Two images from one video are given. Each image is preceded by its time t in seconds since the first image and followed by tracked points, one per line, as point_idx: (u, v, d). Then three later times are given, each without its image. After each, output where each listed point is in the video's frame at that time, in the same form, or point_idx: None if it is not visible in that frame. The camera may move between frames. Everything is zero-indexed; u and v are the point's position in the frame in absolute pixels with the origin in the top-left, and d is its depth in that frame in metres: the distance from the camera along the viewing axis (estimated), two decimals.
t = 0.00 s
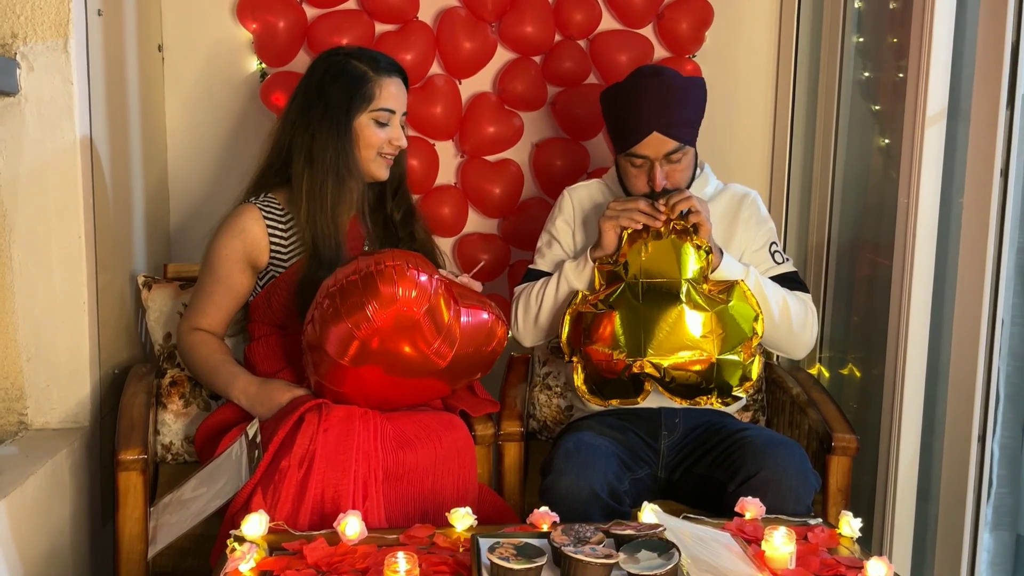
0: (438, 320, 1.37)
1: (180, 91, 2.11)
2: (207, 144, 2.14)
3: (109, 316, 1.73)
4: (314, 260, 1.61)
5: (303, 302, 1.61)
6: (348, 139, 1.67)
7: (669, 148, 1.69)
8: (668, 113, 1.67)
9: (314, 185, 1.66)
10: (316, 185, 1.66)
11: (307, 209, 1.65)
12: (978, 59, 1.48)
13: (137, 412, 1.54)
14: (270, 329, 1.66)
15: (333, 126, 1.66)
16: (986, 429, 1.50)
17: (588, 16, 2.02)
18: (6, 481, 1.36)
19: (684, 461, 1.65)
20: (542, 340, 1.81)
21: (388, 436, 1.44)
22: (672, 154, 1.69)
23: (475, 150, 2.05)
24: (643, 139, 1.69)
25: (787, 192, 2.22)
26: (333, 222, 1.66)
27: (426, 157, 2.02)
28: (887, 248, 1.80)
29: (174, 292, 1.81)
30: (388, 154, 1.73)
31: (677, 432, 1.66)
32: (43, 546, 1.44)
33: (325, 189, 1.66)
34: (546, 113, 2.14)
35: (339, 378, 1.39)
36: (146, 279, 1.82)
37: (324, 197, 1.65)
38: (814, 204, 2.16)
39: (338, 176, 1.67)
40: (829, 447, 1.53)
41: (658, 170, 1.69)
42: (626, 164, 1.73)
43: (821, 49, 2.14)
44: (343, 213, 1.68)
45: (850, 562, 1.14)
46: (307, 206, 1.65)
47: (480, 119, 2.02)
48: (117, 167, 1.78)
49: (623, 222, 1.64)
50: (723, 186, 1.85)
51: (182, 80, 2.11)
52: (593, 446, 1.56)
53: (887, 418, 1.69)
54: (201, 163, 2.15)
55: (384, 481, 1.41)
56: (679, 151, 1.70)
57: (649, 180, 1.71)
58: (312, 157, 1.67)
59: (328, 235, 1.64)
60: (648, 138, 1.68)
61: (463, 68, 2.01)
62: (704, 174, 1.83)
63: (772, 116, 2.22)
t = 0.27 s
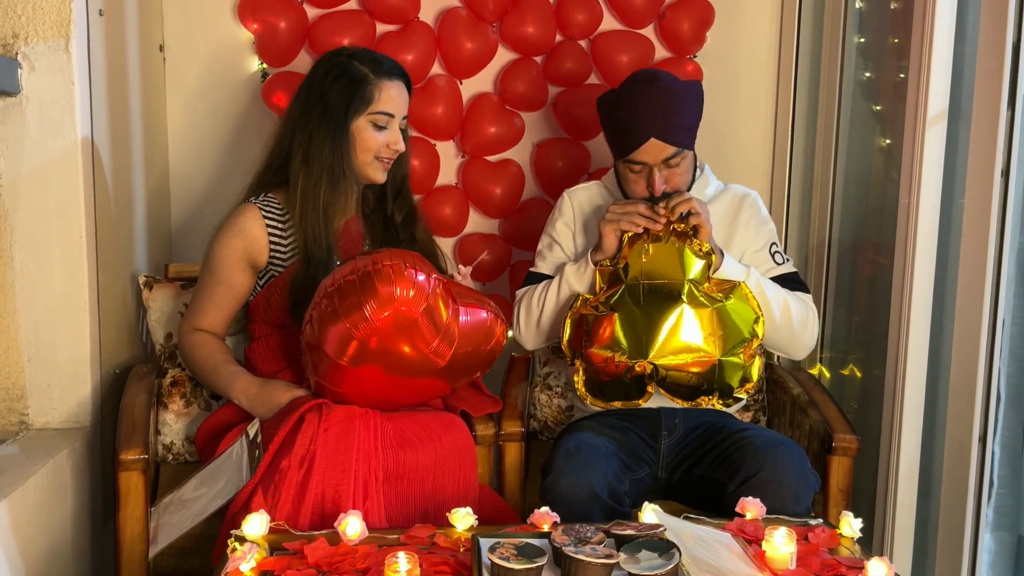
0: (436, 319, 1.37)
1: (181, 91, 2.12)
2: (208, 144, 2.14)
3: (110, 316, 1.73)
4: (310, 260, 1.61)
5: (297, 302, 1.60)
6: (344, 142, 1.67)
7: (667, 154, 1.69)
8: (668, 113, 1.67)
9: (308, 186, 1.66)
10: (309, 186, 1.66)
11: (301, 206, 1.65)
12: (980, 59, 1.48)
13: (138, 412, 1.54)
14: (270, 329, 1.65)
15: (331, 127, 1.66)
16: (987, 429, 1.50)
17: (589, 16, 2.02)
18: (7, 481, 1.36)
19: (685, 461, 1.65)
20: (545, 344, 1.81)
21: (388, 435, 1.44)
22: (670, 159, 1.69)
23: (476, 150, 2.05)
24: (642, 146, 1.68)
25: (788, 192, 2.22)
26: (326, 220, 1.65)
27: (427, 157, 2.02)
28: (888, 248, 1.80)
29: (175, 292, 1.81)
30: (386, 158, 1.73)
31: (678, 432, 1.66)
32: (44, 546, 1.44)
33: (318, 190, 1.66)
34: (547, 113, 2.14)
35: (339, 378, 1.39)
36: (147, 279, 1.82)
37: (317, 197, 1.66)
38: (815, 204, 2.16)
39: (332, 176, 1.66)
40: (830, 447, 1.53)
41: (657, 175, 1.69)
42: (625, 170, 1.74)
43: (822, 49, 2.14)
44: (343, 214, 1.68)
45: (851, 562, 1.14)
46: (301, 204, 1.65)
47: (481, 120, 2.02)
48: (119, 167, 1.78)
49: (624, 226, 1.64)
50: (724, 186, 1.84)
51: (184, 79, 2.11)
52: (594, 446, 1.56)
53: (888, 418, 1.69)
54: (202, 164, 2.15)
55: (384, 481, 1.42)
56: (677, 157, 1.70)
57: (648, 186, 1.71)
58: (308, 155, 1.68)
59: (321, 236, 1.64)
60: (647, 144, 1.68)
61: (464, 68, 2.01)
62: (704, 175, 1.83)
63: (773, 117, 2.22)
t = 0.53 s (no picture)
0: (437, 319, 1.37)
1: (182, 92, 2.12)
2: (209, 144, 2.14)
3: (111, 316, 1.73)
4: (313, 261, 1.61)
5: (297, 302, 1.60)
6: (346, 143, 1.67)
7: (667, 156, 1.69)
8: (669, 114, 1.67)
9: (310, 188, 1.66)
10: (312, 187, 1.66)
11: (303, 208, 1.65)
12: (981, 60, 1.48)
13: (140, 413, 1.54)
14: (271, 329, 1.65)
15: (331, 128, 1.66)
16: (988, 430, 1.50)
17: (590, 17, 2.02)
18: (9, 481, 1.36)
19: (686, 461, 1.65)
20: (547, 346, 1.81)
21: (389, 436, 1.44)
22: (671, 162, 1.69)
23: (477, 150, 2.05)
24: (642, 148, 1.68)
25: (789, 193, 2.22)
26: (327, 219, 1.65)
27: (429, 158, 2.02)
28: (889, 249, 1.80)
29: (176, 292, 1.81)
30: (387, 159, 1.74)
31: (679, 432, 1.66)
32: (45, 546, 1.44)
33: (321, 191, 1.66)
34: (548, 114, 2.15)
35: (340, 379, 1.39)
36: (148, 279, 1.83)
37: (319, 198, 1.66)
38: (816, 204, 2.16)
39: (335, 176, 1.66)
40: (831, 448, 1.53)
41: (657, 178, 1.69)
42: (626, 173, 1.74)
43: (823, 50, 2.14)
44: (344, 214, 1.68)
45: (852, 563, 1.14)
46: (303, 206, 1.65)
47: (482, 120, 2.02)
48: (120, 167, 1.78)
49: (625, 228, 1.64)
50: (725, 187, 1.84)
51: (185, 80, 2.11)
52: (595, 447, 1.56)
53: (889, 418, 1.69)
54: (203, 164, 2.15)
55: (386, 481, 1.42)
56: (678, 159, 1.70)
57: (649, 188, 1.71)
58: (309, 158, 1.68)
59: (323, 236, 1.64)
60: (647, 147, 1.68)
61: (465, 68, 2.01)
62: (704, 176, 1.83)
63: (774, 117, 2.22)
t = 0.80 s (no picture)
0: (437, 320, 1.37)
1: (183, 92, 2.12)
2: (209, 145, 2.14)
3: (112, 317, 1.73)
4: (315, 262, 1.62)
5: (298, 303, 1.61)
6: (347, 143, 1.67)
7: (668, 159, 1.69)
8: (670, 115, 1.68)
9: (311, 189, 1.66)
10: (314, 188, 1.66)
11: (304, 209, 1.65)
12: (981, 60, 1.48)
13: (141, 413, 1.54)
14: (271, 330, 1.65)
15: (332, 129, 1.66)
16: (989, 431, 1.50)
17: (591, 18, 2.03)
18: (10, 481, 1.36)
19: (687, 462, 1.65)
20: (549, 348, 1.81)
21: (390, 436, 1.44)
22: (671, 164, 1.69)
23: (478, 151, 2.05)
24: (642, 150, 1.68)
25: (790, 194, 2.22)
26: (328, 219, 1.65)
27: (429, 158, 2.02)
28: (890, 250, 1.80)
29: (177, 293, 1.81)
30: (389, 159, 1.74)
31: (680, 433, 1.65)
32: (46, 546, 1.44)
33: (322, 193, 1.66)
34: (548, 115, 2.15)
35: (342, 379, 1.40)
36: (149, 279, 1.83)
37: (320, 199, 1.65)
38: (817, 205, 2.16)
39: (336, 176, 1.66)
40: (832, 448, 1.53)
41: (658, 179, 1.69)
42: (627, 175, 1.73)
43: (824, 50, 2.14)
44: (345, 214, 1.68)
45: (852, 564, 1.14)
46: (304, 207, 1.65)
47: (483, 121, 2.02)
48: (121, 168, 1.78)
49: (626, 230, 1.64)
50: (725, 187, 1.84)
51: (186, 81, 2.11)
52: (596, 447, 1.56)
53: (890, 419, 1.69)
54: (204, 164, 2.15)
55: (387, 481, 1.42)
56: (678, 161, 1.69)
57: (649, 190, 1.71)
58: (310, 160, 1.68)
59: (324, 237, 1.64)
60: (647, 149, 1.68)
61: (466, 69, 2.01)
62: (704, 177, 1.83)
63: (775, 118, 2.22)
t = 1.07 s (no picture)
0: (436, 319, 1.37)
1: (183, 93, 2.12)
2: (210, 145, 2.14)
3: (113, 317, 1.73)
4: (316, 263, 1.62)
5: (298, 304, 1.61)
6: (347, 143, 1.67)
7: (668, 162, 1.69)
8: (670, 116, 1.68)
9: (311, 191, 1.66)
10: (314, 189, 1.66)
11: (304, 211, 1.65)
12: (982, 62, 1.48)
13: (141, 413, 1.54)
14: (271, 331, 1.65)
15: (331, 131, 1.66)
16: (990, 432, 1.50)
17: (592, 19, 2.03)
18: (10, 482, 1.36)
19: (687, 463, 1.65)
20: (550, 350, 1.81)
21: (390, 437, 1.44)
22: (672, 166, 1.69)
23: (479, 151, 2.05)
24: (643, 153, 1.69)
25: (790, 195, 2.22)
26: (328, 220, 1.65)
27: (429, 159, 2.03)
28: (891, 251, 1.80)
29: (178, 293, 1.81)
30: (389, 157, 1.74)
31: (680, 434, 1.66)
32: (47, 547, 1.44)
33: (323, 193, 1.66)
34: (549, 116, 2.15)
35: (343, 381, 1.40)
36: (150, 279, 1.83)
37: (320, 200, 1.66)
38: (817, 206, 2.17)
39: (337, 176, 1.66)
40: (832, 450, 1.53)
41: (658, 182, 1.69)
42: (627, 177, 1.73)
43: (824, 51, 2.14)
44: (345, 215, 1.68)
45: (853, 565, 1.14)
46: (303, 208, 1.65)
47: (484, 122, 2.02)
48: (121, 168, 1.78)
49: (627, 232, 1.65)
50: (725, 189, 1.84)
51: (187, 81, 2.11)
52: (597, 448, 1.56)
53: (891, 420, 1.69)
54: (204, 165, 2.15)
55: (387, 482, 1.42)
56: (679, 163, 1.69)
57: (649, 193, 1.71)
58: (310, 161, 1.68)
59: (324, 238, 1.64)
60: (647, 152, 1.68)
61: (466, 70, 2.02)
62: (704, 179, 1.83)
63: (776, 118, 2.22)
